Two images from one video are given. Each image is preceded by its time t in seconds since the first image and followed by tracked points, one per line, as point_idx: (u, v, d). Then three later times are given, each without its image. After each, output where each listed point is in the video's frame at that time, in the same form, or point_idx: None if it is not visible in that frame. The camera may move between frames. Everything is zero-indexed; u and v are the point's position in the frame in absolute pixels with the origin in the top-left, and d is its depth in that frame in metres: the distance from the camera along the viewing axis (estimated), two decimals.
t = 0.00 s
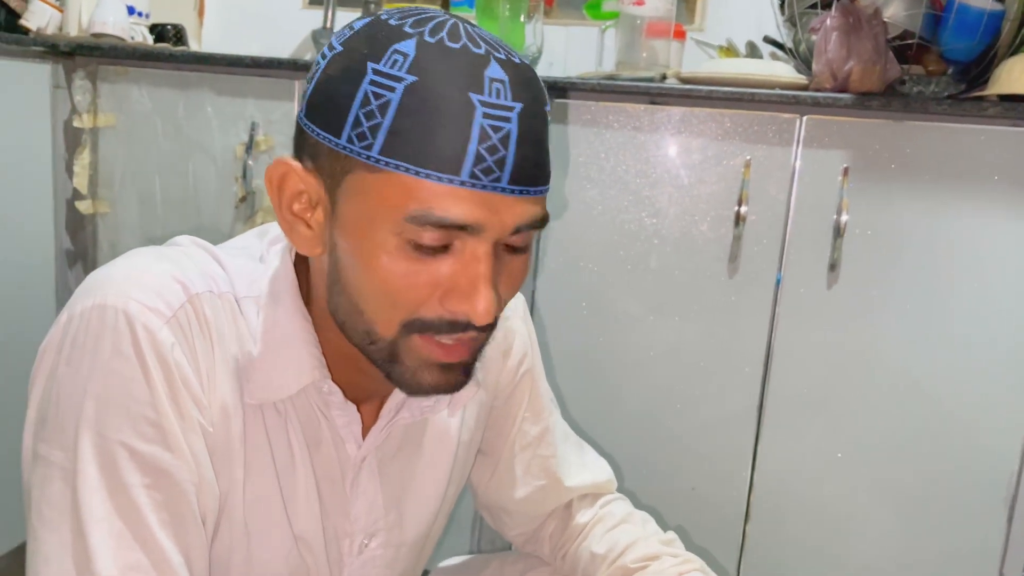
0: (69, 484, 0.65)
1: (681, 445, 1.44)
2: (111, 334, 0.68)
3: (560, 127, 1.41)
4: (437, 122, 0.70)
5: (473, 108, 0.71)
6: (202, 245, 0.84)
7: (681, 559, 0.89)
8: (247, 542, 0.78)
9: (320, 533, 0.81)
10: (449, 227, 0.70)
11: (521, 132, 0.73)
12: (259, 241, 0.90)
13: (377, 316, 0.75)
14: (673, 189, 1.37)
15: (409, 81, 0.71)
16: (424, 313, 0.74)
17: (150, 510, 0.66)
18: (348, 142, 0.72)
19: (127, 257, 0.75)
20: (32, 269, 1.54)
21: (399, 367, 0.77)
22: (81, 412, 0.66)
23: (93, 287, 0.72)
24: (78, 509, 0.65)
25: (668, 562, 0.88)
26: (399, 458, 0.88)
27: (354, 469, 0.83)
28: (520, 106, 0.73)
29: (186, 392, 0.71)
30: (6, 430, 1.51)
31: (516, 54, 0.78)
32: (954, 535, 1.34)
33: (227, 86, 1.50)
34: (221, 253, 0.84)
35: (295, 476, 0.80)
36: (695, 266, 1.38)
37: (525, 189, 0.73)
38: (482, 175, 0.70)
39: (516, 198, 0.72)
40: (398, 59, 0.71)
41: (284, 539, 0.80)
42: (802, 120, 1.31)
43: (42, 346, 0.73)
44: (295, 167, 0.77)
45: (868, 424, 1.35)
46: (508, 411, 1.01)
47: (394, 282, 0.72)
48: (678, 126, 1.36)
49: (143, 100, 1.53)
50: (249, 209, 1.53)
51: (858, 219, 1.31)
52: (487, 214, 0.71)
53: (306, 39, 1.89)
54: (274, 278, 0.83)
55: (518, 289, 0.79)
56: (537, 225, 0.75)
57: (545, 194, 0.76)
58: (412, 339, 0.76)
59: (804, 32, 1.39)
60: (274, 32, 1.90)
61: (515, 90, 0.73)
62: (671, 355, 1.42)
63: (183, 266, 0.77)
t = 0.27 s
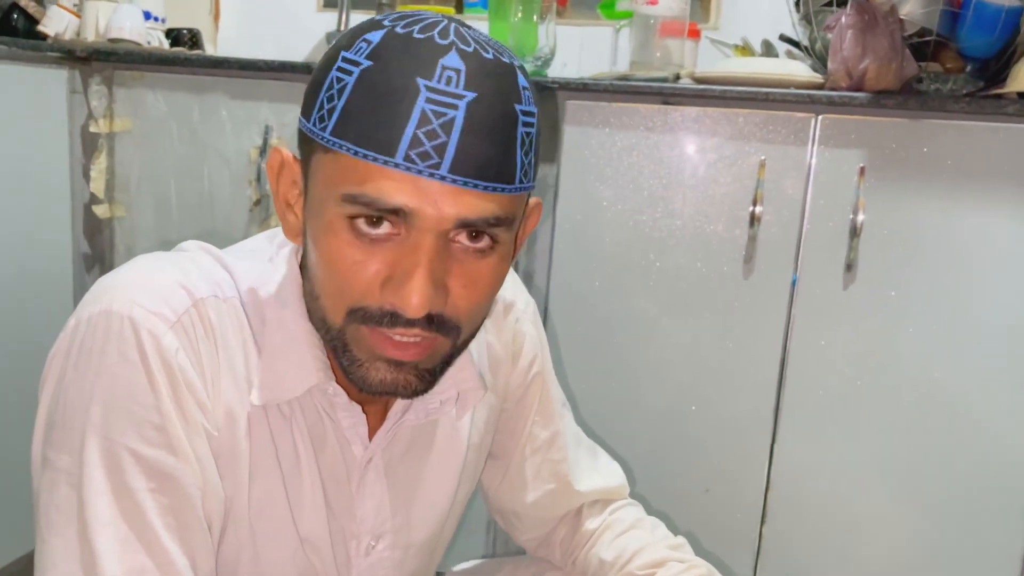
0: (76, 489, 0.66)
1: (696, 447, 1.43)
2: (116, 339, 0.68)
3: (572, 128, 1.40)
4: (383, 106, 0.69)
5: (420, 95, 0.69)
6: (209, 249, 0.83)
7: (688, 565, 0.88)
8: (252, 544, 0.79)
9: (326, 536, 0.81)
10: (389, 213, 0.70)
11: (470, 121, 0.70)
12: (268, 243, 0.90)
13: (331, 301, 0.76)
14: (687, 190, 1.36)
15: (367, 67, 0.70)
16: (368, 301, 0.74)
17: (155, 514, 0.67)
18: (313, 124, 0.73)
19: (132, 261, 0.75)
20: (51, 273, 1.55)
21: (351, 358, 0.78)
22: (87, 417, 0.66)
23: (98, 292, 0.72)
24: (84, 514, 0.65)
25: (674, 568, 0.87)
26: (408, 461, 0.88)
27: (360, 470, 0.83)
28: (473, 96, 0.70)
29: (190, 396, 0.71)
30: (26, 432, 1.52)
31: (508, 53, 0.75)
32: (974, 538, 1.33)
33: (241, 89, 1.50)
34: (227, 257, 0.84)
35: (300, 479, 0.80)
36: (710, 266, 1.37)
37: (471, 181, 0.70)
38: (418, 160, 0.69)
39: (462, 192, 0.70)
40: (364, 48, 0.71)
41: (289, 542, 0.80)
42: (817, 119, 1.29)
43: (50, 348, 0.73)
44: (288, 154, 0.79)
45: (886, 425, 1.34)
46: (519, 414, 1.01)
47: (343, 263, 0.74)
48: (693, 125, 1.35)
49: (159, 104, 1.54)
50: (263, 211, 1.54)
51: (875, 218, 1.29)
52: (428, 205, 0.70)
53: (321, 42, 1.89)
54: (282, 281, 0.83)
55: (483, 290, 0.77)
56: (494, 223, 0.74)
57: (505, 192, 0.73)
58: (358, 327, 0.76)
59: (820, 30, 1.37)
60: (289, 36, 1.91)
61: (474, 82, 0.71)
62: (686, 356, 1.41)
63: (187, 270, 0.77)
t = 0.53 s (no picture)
0: (68, 502, 0.66)
1: (710, 456, 1.41)
2: (107, 353, 0.68)
3: (583, 134, 1.39)
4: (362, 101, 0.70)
5: (397, 86, 0.70)
6: (205, 262, 0.84)
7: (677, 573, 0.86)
8: (247, 557, 0.78)
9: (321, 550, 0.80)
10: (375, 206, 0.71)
11: (451, 110, 0.71)
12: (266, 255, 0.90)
13: (324, 305, 0.76)
14: (699, 197, 1.35)
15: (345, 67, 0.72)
16: (361, 301, 0.74)
17: (145, 527, 0.67)
18: (297, 130, 0.74)
19: (127, 275, 0.76)
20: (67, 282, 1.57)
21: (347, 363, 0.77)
22: (78, 430, 0.66)
23: (92, 306, 0.72)
24: (76, 527, 0.65)
25: None
26: (404, 474, 0.87)
27: (355, 485, 0.82)
28: (451, 86, 0.71)
29: (182, 410, 0.71)
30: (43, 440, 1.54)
31: (486, 48, 0.76)
32: (994, 548, 1.31)
33: (253, 99, 1.51)
34: (223, 270, 0.84)
35: (294, 494, 0.79)
36: (723, 274, 1.36)
37: (454, 168, 0.71)
38: (400, 150, 0.69)
39: (447, 181, 0.71)
40: (342, 50, 0.73)
41: (284, 555, 0.79)
42: (832, 124, 1.28)
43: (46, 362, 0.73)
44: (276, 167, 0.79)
45: (904, 434, 1.32)
46: (521, 427, 1.00)
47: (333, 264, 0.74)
48: (706, 131, 1.33)
49: (173, 115, 1.56)
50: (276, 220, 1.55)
51: (891, 225, 1.28)
52: (413, 195, 0.70)
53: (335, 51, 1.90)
54: (279, 293, 0.83)
55: (476, 283, 0.77)
56: (482, 211, 0.74)
57: (491, 181, 0.74)
58: (353, 329, 0.75)
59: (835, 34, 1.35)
60: (303, 44, 1.92)
61: (450, 71, 0.72)
62: (699, 364, 1.39)
63: (181, 283, 0.77)
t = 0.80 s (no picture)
0: (81, 536, 0.67)
1: (735, 479, 1.39)
2: (119, 388, 0.69)
3: (605, 153, 1.38)
4: (372, 124, 0.71)
5: (406, 109, 0.70)
6: (218, 292, 0.85)
7: None
8: None
9: None
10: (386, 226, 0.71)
11: (460, 130, 0.71)
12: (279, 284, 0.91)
13: (338, 328, 0.76)
14: (723, 216, 1.33)
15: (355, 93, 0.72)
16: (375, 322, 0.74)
17: (158, 560, 0.68)
18: (308, 157, 0.74)
19: (139, 308, 0.76)
20: (96, 302, 1.59)
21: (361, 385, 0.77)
22: (91, 465, 0.67)
23: (104, 340, 0.73)
24: (89, 561, 0.66)
25: None
26: (417, 504, 0.87)
27: (365, 514, 0.82)
28: (459, 107, 0.72)
29: (193, 443, 0.71)
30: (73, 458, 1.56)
31: (492, 72, 0.77)
32: None
33: (277, 119, 1.52)
34: (236, 301, 0.85)
35: (306, 525, 0.79)
36: (748, 293, 1.34)
37: (464, 188, 0.71)
38: (410, 171, 0.70)
39: (457, 200, 0.71)
40: (351, 77, 0.73)
41: None
42: (857, 142, 1.26)
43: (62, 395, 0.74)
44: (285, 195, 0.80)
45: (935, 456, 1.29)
46: (536, 454, 0.99)
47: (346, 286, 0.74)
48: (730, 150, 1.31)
49: (199, 136, 1.58)
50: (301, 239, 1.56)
51: (919, 243, 1.25)
52: (424, 214, 0.70)
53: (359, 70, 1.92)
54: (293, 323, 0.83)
55: (489, 302, 0.77)
56: (493, 230, 0.74)
57: (500, 199, 0.74)
58: (367, 350, 0.75)
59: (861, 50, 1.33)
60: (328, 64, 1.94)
61: (458, 93, 0.72)
62: (724, 385, 1.37)
63: (192, 316, 0.78)
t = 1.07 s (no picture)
0: (88, 560, 0.69)
1: (752, 501, 1.37)
2: (125, 417, 0.70)
3: (620, 173, 1.38)
4: (368, 150, 0.71)
5: (401, 133, 0.71)
6: (224, 319, 0.86)
7: None
8: None
9: None
10: (384, 248, 0.71)
11: (454, 152, 0.72)
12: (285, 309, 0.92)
13: (340, 352, 0.76)
14: (738, 236, 1.33)
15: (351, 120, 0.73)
16: (375, 344, 0.74)
17: None
18: (307, 186, 0.75)
19: (147, 336, 0.78)
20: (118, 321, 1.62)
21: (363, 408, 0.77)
22: (97, 491, 0.69)
23: (111, 368, 0.74)
24: None
25: None
26: (423, 530, 0.87)
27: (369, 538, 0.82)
28: (453, 130, 0.72)
29: (198, 470, 0.72)
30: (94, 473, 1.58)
31: (486, 96, 0.78)
32: None
33: (294, 140, 1.54)
34: (242, 327, 0.86)
35: (309, 552, 0.79)
36: (764, 314, 1.33)
37: (460, 209, 0.71)
38: (406, 194, 0.70)
39: (454, 221, 0.71)
40: (348, 105, 0.74)
41: None
42: (874, 162, 1.25)
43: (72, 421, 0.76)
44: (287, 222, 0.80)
45: (955, 480, 1.27)
46: (544, 479, 0.99)
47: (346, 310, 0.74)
48: (745, 169, 1.31)
49: (219, 157, 1.60)
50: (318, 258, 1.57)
51: (938, 264, 1.23)
52: (420, 236, 0.71)
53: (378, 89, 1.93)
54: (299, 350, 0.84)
55: (488, 322, 0.77)
56: (491, 249, 0.74)
57: (498, 220, 0.74)
58: (368, 372, 0.75)
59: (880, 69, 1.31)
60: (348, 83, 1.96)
61: (452, 117, 0.73)
62: (740, 406, 1.36)
63: (198, 343, 0.79)
